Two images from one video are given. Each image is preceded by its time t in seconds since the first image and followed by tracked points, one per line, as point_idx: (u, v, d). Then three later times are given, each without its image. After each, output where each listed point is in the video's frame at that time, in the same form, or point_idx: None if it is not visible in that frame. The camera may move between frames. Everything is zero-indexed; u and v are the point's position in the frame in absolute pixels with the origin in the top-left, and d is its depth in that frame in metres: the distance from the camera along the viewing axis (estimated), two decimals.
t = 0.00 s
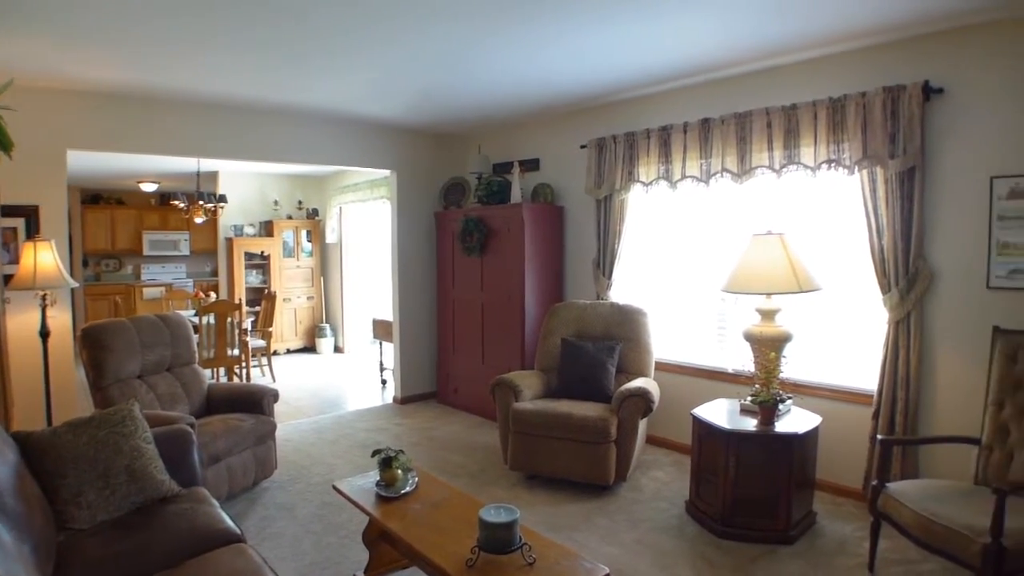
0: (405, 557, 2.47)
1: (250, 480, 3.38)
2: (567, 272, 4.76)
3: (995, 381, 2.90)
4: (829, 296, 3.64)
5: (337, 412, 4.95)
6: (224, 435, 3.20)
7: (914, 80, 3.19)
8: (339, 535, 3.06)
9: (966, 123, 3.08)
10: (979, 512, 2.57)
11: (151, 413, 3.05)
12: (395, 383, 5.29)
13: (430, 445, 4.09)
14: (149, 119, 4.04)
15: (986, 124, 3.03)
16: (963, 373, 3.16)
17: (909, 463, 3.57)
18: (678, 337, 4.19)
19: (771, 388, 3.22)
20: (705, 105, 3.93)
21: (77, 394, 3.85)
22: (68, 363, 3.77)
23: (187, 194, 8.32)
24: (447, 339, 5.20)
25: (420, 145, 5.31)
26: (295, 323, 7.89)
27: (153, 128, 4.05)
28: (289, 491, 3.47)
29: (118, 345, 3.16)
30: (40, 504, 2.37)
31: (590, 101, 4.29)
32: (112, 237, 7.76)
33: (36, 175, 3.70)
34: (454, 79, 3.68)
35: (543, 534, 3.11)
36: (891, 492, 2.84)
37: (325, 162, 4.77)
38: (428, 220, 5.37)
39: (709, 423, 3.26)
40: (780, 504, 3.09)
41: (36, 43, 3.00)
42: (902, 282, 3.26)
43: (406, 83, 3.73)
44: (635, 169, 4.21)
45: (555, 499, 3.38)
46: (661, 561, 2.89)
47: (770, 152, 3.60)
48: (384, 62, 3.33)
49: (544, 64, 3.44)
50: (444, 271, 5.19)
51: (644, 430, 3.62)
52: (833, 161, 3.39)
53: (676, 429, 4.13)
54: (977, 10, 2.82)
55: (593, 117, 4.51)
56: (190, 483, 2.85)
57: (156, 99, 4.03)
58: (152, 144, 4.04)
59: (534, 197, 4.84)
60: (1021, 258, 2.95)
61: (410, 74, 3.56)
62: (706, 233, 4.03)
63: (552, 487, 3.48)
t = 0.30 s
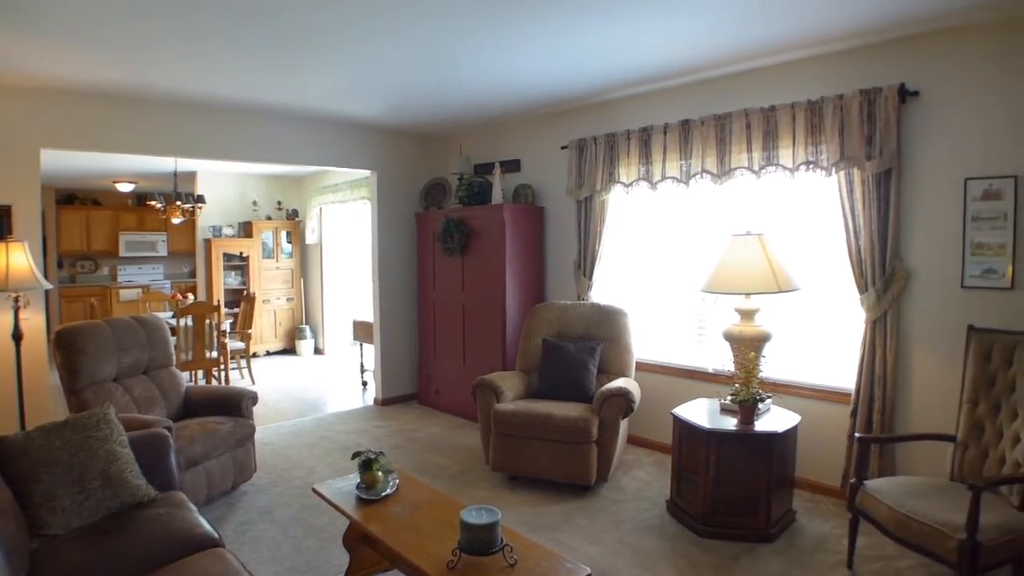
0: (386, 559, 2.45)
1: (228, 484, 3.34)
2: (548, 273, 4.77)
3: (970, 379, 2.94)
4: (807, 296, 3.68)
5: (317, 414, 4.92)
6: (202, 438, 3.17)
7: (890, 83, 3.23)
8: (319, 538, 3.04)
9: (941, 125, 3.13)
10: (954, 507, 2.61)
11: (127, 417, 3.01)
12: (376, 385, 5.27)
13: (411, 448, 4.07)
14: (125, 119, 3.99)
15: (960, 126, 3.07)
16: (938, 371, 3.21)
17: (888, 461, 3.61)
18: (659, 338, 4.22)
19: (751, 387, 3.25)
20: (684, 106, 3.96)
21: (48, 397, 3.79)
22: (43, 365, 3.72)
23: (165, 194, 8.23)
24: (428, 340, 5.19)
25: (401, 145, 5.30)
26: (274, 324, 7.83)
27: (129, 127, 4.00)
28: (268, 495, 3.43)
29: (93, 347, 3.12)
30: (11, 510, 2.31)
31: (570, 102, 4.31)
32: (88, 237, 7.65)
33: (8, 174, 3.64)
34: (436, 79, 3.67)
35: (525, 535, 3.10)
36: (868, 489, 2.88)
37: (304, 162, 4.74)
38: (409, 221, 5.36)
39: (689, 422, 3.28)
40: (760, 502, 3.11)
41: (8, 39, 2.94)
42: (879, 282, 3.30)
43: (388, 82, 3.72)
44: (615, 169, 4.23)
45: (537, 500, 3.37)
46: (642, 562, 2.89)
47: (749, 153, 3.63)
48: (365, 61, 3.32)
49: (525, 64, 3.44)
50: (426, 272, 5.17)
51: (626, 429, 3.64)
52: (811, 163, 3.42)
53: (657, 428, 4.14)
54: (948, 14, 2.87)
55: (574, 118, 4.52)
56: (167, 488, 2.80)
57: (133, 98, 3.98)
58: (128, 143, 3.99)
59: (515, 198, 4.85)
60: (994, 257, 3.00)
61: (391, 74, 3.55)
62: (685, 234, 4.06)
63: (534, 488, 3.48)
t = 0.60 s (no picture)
0: (364, 564, 2.44)
1: (204, 489, 3.31)
2: (527, 274, 4.78)
3: (942, 378, 2.99)
4: (783, 297, 3.72)
5: (295, 417, 4.89)
6: (177, 443, 3.13)
7: (864, 86, 3.28)
8: (297, 542, 3.01)
9: (913, 128, 3.18)
10: (927, 503, 2.65)
11: (99, 422, 2.96)
12: (354, 388, 5.25)
13: (390, 451, 4.06)
14: (98, 119, 3.94)
15: (931, 129, 3.13)
16: (911, 370, 3.26)
17: (863, 459, 3.66)
18: (637, 339, 4.25)
19: (728, 387, 3.27)
20: (661, 108, 3.99)
21: (16, 402, 3.73)
22: (11, 370, 3.65)
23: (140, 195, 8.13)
24: (407, 342, 5.17)
25: (378, 147, 5.29)
26: (251, 327, 7.78)
27: (103, 127, 3.94)
28: (244, 500, 3.40)
29: (65, 351, 3.07)
30: None
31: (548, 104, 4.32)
32: (60, 239, 7.53)
33: None
34: (416, 80, 3.66)
35: (505, 537, 3.10)
36: (844, 487, 2.92)
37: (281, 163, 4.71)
38: (388, 223, 5.35)
39: (667, 423, 3.30)
40: (738, 501, 3.14)
41: None
42: (853, 282, 3.34)
43: (368, 83, 3.70)
44: (594, 171, 4.25)
45: (517, 502, 3.38)
46: (622, 562, 2.90)
47: (726, 155, 3.67)
48: (344, 62, 3.31)
49: (503, 66, 3.45)
50: (404, 273, 5.15)
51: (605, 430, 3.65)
52: (786, 164, 3.47)
53: (637, 428, 4.17)
54: (917, 20, 2.92)
55: (551, 120, 4.54)
56: (141, 494, 2.75)
57: (107, 96, 3.93)
58: (101, 143, 3.94)
59: (494, 200, 4.86)
60: (965, 258, 3.06)
61: (371, 74, 3.53)
62: (662, 235, 4.10)
63: (514, 489, 3.48)
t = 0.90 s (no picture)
0: (346, 567, 2.43)
1: (183, 493, 3.28)
2: (509, 275, 4.78)
3: (919, 377, 3.04)
4: (763, 297, 3.75)
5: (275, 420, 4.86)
6: (155, 446, 3.10)
7: (843, 89, 3.32)
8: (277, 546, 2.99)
9: (889, 131, 3.23)
10: (905, 501, 2.69)
11: (75, 426, 2.92)
12: (336, 390, 5.22)
13: (371, 453, 4.05)
14: (75, 118, 3.88)
15: (907, 132, 3.18)
16: (889, 369, 3.30)
17: (841, 458, 3.71)
18: (619, 339, 4.27)
19: (709, 387, 3.29)
20: (642, 110, 4.02)
21: None
22: None
23: (117, 196, 8.03)
24: (390, 343, 5.14)
25: (359, 147, 5.27)
26: (231, 329, 7.72)
27: (79, 126, 3.89)
28: (223, 504, 3.37)
29: (39, 354, 3.03)
30: None
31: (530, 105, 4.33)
32: (35, 240, 7.41)
33: None
34: (398, 80, 3.65)
35: (487, 539, 3.10)
36: (824, 485, 2.95)
37: (261, 164, 4.68)
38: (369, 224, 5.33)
39: (648, 423, 3.32)
40: (719, 500, 3.16)
41: None
42: (832, 283, 3.38)
43: (351, 83, 3.69)
44: (575, 172, 4.26)
45: (499, 503, 3.38)
46: (605, 562, 2.92)
47: (706, 157, 3.70)
48: (326, 61, 3.29)
49: (485, 66, 3.45)
50: (386, 274, 5.14)
51: (587, 431, 3.67)
52: (766, 166, 3.50)
53: (619, 429, 4.18)
54: (892, 24, 2.97)
55: (533, 121, 4.55)
56: (117, 499, 2.71)
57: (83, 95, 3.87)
58: (77, 143, 3.88)
59: (476, 201, 4.85)
60: (941, 258, 3.11)
61: (353, 74, 3.52)
62: (643, 236, 4.12)
63: (496, 491, 3.48)
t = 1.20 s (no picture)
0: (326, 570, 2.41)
1: (161, 497, 3.25)
2: (491, 276, 4.79)
3: (897, 376, 3.08)
4: (743, 298, 3.79)
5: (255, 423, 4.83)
6: (132, 450, 3.07)
7: (821, 92, 3.36)
8: (256, 550, 2.97)
9: (867, 133, 3.27)
10: (883, 499, 2.72)
11: (50, 430, 2.88)
12: (317, 392, 5.20)
13: (353, 455, 4.04)
14: (50, 117, 3.83)
15: (884, 134, 3.22)
16: (867, 368, 3.35)
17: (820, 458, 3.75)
18: (601, 340, 4.29)
19: (690, 387, 3.32)
20: (623, 111, 4.04)
21: None
22: None
23: (95, 196, 7.93)
24: (372, 345, 5.12)
25: (340, 148, 5.25)
26: (210, 331, 7.65)
27: (55, 125, 3.83)
28: (202, 508, 3.35)
29: (12, 357, 2.99)
30: None
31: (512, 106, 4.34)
32: (11, 241, 7.29)
33: None
34: (381, 80, 3.64)
35: (469, 540, 3.09)
36: (804, 484, 2.98)
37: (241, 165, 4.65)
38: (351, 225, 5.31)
39: (630, 423, 3.33)
40: (700, 499, 3.18)
41: None
42: (812, 283, 3.42)
43: (334, 83, 3.67)
44: (558, 173, 4.27)
45: (481, 504, 3.38)
46: (586, 563, 2.93)
47: (687, 158, 3.72)
48: (307, 61, 3.27)
49: (468, 67, 3.44)
50: (367, 274, 5.12)
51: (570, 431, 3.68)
52: (746, 168, 3.53)
53: (601, 430, 4.20)
54: (867, 28, 3.01)
55: (515, 122, 4.56)
56: (94, 504, 2.67)
57: (58, 93, 3.82)
58: (53, 143, 3.83)
59: (458, 201, 4.85)
60: (919, 259, 3.15)
61: (335, 74, 3.50)
62: (625, 237, 4.14)
63: (479, 492, 3.48)
